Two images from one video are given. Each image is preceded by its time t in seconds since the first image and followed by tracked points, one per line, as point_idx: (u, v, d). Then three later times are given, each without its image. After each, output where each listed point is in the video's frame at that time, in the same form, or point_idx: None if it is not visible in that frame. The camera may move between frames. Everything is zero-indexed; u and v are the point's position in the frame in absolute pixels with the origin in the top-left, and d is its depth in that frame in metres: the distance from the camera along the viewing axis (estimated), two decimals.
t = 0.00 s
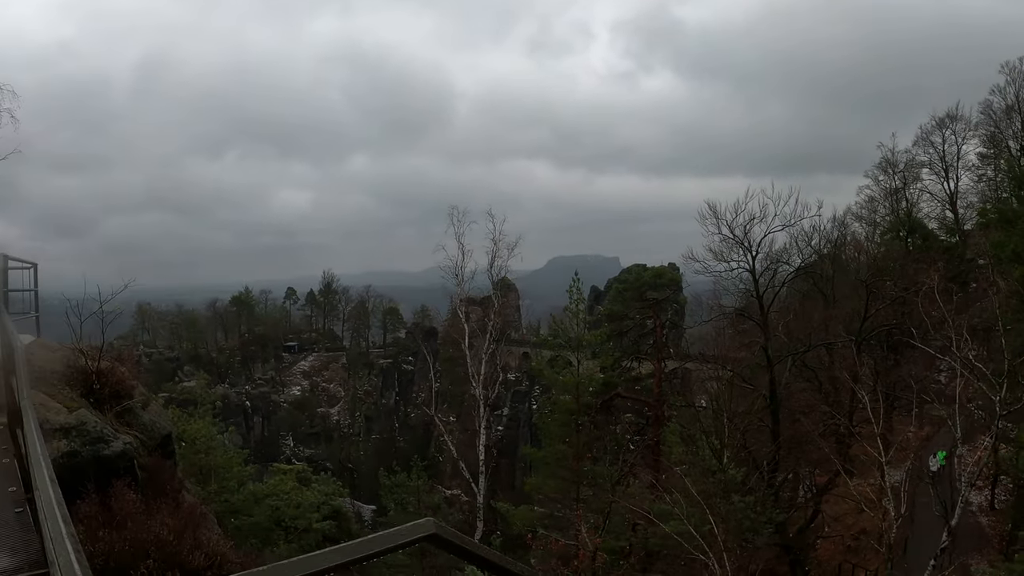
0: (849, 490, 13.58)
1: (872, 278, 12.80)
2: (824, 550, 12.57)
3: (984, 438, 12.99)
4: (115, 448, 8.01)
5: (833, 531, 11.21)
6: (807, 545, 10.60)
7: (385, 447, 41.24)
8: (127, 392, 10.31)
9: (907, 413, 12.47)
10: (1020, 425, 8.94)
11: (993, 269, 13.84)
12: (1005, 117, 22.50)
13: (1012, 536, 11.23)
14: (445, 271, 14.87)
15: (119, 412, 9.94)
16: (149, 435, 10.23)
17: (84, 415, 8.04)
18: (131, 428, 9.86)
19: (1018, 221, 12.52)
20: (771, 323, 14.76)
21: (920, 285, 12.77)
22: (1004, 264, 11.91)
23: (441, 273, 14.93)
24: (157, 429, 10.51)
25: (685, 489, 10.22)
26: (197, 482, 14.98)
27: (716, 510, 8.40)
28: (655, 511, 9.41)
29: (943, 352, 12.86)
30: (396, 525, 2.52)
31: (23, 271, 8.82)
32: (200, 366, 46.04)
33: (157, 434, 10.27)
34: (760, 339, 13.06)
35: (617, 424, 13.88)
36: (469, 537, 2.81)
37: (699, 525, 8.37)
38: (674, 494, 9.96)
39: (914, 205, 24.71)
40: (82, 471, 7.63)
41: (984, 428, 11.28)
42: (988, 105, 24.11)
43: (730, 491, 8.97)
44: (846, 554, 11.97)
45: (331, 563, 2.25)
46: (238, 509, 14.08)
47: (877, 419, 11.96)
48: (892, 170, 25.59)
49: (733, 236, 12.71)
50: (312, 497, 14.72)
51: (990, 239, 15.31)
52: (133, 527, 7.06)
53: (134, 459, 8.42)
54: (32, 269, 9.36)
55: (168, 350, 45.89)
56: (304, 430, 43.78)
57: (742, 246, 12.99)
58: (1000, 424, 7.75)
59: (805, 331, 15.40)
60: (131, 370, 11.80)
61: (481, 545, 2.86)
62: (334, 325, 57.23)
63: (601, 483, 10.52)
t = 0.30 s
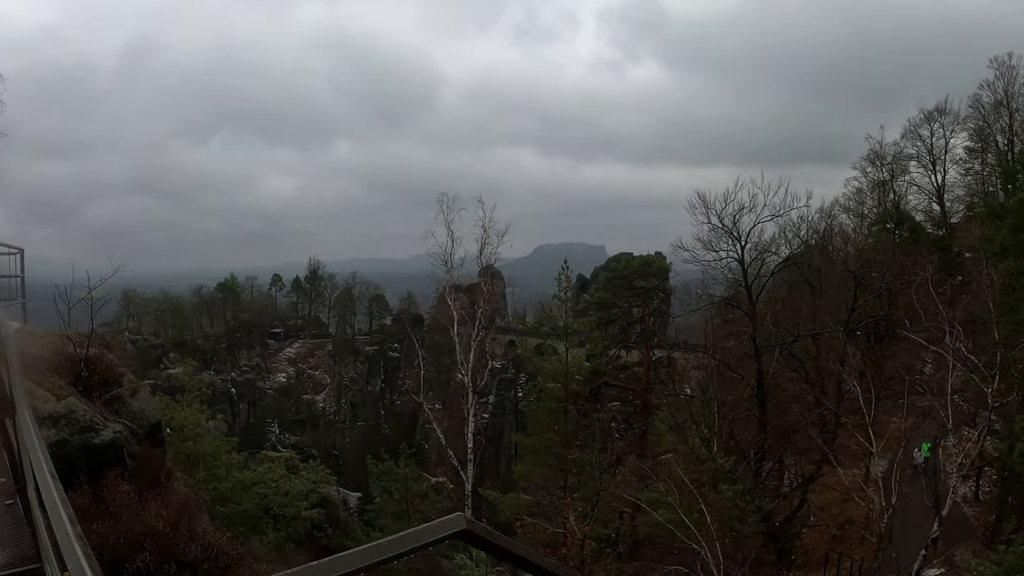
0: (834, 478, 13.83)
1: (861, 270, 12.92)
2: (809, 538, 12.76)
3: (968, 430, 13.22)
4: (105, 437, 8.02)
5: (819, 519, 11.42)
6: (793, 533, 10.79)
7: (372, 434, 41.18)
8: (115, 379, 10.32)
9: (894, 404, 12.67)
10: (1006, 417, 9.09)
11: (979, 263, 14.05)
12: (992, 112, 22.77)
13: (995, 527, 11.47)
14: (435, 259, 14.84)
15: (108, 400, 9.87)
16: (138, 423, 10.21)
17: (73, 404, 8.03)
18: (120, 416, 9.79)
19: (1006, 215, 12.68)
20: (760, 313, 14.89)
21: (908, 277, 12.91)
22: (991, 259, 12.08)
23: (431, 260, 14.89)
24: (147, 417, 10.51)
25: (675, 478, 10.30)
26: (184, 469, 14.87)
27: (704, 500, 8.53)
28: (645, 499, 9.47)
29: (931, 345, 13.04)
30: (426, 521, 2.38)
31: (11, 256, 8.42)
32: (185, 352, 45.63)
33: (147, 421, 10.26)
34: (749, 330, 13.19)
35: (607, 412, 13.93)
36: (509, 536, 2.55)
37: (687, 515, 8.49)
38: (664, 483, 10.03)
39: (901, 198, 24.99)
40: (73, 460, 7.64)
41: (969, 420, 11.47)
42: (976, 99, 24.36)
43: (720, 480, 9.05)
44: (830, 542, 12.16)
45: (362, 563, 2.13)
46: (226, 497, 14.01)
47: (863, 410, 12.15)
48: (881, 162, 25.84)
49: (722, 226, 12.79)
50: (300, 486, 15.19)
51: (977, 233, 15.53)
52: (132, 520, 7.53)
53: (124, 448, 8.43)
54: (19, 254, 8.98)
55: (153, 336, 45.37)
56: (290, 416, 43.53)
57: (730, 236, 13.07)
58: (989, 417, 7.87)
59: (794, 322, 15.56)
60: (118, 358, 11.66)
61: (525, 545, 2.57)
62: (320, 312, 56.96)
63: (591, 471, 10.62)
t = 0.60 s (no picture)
0: (846, 464, 13.84)
1: (874, 256, 12.81)
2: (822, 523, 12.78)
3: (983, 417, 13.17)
4: (122, 429, 8.36)
5: (832, 505, 11.43)
6: (806, 519, 10.82)
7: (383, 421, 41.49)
8: (132, 370, 10.37)
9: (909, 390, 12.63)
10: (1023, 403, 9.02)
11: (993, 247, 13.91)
12: (1005, 95, 22.47)
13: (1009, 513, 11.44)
14: (447, 247, 14.86)
15: (125, 390, 10.04)
16: (155, 413, 10.67)
17: (90, 396, 8.18)
18: (137, 407, 10.14)
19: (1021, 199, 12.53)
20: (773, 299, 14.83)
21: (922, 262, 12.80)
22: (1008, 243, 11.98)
23: (444, 248, 14.92)
24: (163, 407, 10.97)
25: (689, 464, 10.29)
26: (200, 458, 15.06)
27: (719, 486, 8.55)
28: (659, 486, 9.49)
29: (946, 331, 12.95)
30: (484, 513, 1.97)
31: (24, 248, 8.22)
32: (197, 343, 46.04)
33: (163, 412, 10.70)
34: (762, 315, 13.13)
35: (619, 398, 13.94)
36: (566, 522, 2.23)
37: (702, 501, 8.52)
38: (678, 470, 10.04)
39: (912, 183, 24.76)
40: (91, 451, 8.01)
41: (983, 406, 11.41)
42: (989, 83, 24.02)
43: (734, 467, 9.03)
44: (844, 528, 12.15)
45: (414, 564, 1.75)
46: (241, 487, 14.32)
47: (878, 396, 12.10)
48: (892, 147, 25.60)
49: (735, 211, 12.76)
50: (314, 474, 15.37)
51: (989, 217, 15.39)
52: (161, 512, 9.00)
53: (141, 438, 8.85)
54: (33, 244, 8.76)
55: (164, 326, 45.76)
56: (301, 405, 43.61)
57: (742, 221, 13.03)
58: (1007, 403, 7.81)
59: (807, 308, 15.50)
60: (134, 348, 11.74)
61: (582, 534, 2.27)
62: (330, 300, 57.19)
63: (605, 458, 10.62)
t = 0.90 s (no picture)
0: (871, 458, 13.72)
1: (903, 248, 12.59)
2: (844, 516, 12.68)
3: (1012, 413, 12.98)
4: (151, 416, 8.50)
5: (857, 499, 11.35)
6: (831, 512, 10.76)
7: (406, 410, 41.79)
8: (160, 357, 10.53)
9: (937, 385, 12.45)
10: None
11: None
12: None
13: None
14: (474, 235, 14.99)
15: (154, 377, 10.24)
16: (184, 400, 10.88)
17: (118, 382, 8.32)
18: (166, 394, 10.34)
19: None
20: (799, 290, 14.65)
21: (952, 255, 12.54)
22: None
23: (471, 236, 15.05)
24: (192, 394, 11.18)
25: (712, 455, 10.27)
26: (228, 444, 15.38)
27: (747, 477, 8.51)
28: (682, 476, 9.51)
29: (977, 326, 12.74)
30: (556, 506, 1.83)
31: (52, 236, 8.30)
32: (223, 330, 46.80)
33: (192, 399, 10.92)
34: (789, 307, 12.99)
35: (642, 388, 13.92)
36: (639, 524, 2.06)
37: (729, 492, 8.48)
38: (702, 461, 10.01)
39: (941, 174, 24.37)
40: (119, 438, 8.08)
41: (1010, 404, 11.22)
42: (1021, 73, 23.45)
43: (758, 457, 8.99)
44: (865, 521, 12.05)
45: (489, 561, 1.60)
46: (269, 472, 14.56)
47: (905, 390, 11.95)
48: (919, 138, 25.22)
49: (763, 201, 12.70)
50: (339, 462, 15.60)
51: None
52: (192, 501, 8.56)
53: (169, 423, 8.97)
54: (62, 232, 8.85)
55: (190, 314, 46.57)
56: (325, 393, 42.33)
57: (770, 212, 12.92)
58: None
59: (833, 300, 15.32)
60: (162, 335, 11.89)
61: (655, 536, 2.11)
62: (355, 288, 57.31)
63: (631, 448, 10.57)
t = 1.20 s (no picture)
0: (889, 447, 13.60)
1: (921, 234, 12.45)
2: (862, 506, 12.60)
3: None
4: (168, 412, 8.45)
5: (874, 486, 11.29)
6: (850, 499, 10.69)
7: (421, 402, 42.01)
8: (175, 352, 10.59)
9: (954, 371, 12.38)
10: None
11: None
12: None
13: None
14: (490, 225, 15.05)
15: (170, 372, 10.32)
16: (200, 395, 10.99)
17: (134, 378, 8.29)
18: (182, 389, 10.45)
19: None
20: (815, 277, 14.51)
21: (971, 241, 12.38)
22: None
23: (486, 227, 15.11)
24: (208, 389, 11.31)
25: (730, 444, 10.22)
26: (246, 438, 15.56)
27: (768, 465, 8.47)
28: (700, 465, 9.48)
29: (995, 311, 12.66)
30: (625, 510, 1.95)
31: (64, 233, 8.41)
32: (239, 324, 47.19)
33: (208, 394, 11.02)
34: (806, 294, 12.90)
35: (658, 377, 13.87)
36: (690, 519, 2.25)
37: (751, 481, 8.46)
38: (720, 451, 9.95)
39: (956, 160, 24.14)
40: (135, 434, 8.08)
41: None
42: None
43: (776, 446, 8.94)
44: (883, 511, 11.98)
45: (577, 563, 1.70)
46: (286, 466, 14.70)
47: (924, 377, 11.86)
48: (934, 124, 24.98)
49: (780, 187, 12.63)
50: (357, 455, 15.73)
51: None
52: (211, 500, 9.05)
53: (185, 419, 8.94)
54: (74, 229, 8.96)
55: (205, 309, 47.05)
56: (342, 385, 42.56)
57: (787, 198, 12.83)
58: None
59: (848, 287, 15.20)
60: (177, 330, 11.97)
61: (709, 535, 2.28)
62: (370, 280, 57.51)
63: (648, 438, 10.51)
